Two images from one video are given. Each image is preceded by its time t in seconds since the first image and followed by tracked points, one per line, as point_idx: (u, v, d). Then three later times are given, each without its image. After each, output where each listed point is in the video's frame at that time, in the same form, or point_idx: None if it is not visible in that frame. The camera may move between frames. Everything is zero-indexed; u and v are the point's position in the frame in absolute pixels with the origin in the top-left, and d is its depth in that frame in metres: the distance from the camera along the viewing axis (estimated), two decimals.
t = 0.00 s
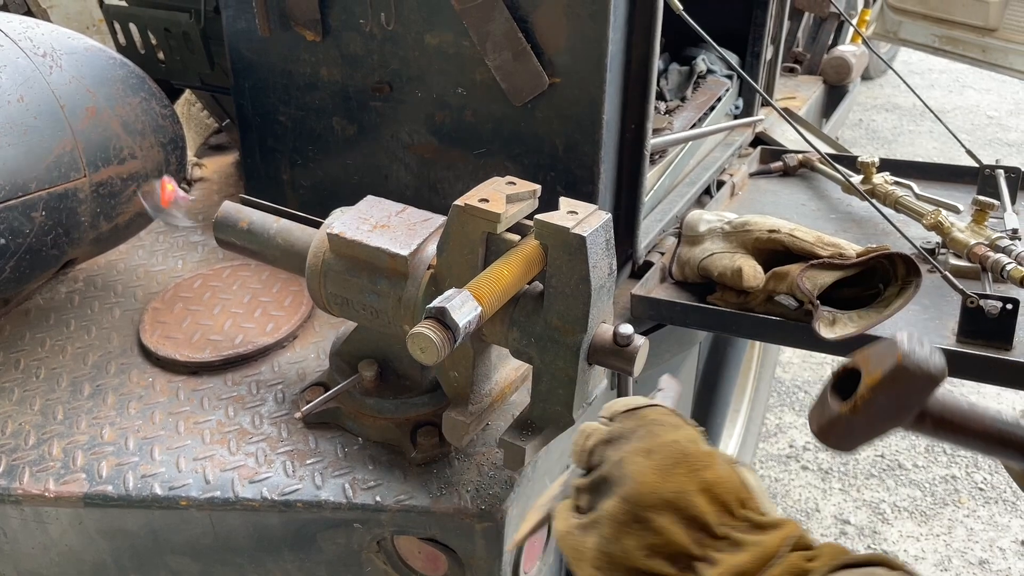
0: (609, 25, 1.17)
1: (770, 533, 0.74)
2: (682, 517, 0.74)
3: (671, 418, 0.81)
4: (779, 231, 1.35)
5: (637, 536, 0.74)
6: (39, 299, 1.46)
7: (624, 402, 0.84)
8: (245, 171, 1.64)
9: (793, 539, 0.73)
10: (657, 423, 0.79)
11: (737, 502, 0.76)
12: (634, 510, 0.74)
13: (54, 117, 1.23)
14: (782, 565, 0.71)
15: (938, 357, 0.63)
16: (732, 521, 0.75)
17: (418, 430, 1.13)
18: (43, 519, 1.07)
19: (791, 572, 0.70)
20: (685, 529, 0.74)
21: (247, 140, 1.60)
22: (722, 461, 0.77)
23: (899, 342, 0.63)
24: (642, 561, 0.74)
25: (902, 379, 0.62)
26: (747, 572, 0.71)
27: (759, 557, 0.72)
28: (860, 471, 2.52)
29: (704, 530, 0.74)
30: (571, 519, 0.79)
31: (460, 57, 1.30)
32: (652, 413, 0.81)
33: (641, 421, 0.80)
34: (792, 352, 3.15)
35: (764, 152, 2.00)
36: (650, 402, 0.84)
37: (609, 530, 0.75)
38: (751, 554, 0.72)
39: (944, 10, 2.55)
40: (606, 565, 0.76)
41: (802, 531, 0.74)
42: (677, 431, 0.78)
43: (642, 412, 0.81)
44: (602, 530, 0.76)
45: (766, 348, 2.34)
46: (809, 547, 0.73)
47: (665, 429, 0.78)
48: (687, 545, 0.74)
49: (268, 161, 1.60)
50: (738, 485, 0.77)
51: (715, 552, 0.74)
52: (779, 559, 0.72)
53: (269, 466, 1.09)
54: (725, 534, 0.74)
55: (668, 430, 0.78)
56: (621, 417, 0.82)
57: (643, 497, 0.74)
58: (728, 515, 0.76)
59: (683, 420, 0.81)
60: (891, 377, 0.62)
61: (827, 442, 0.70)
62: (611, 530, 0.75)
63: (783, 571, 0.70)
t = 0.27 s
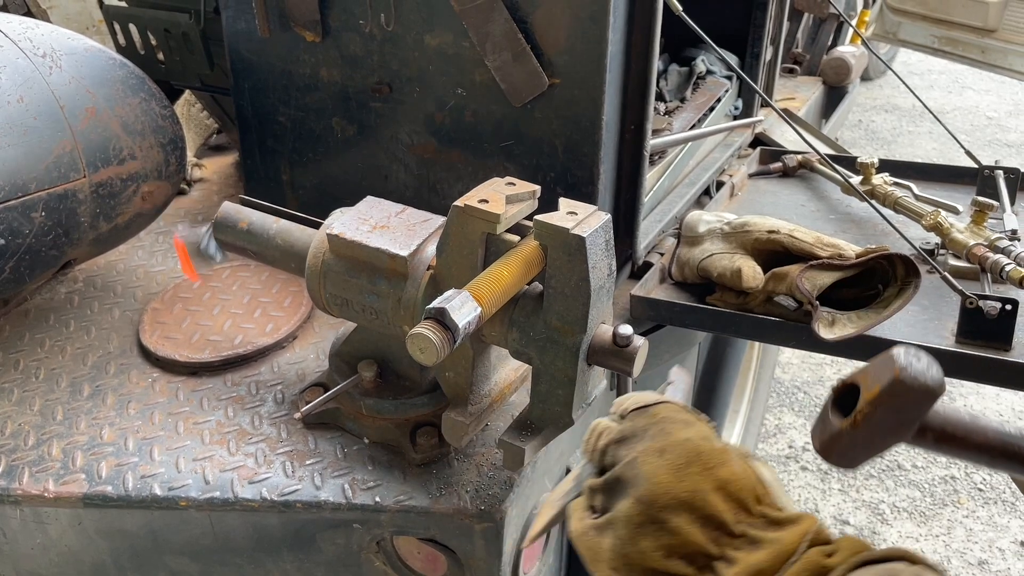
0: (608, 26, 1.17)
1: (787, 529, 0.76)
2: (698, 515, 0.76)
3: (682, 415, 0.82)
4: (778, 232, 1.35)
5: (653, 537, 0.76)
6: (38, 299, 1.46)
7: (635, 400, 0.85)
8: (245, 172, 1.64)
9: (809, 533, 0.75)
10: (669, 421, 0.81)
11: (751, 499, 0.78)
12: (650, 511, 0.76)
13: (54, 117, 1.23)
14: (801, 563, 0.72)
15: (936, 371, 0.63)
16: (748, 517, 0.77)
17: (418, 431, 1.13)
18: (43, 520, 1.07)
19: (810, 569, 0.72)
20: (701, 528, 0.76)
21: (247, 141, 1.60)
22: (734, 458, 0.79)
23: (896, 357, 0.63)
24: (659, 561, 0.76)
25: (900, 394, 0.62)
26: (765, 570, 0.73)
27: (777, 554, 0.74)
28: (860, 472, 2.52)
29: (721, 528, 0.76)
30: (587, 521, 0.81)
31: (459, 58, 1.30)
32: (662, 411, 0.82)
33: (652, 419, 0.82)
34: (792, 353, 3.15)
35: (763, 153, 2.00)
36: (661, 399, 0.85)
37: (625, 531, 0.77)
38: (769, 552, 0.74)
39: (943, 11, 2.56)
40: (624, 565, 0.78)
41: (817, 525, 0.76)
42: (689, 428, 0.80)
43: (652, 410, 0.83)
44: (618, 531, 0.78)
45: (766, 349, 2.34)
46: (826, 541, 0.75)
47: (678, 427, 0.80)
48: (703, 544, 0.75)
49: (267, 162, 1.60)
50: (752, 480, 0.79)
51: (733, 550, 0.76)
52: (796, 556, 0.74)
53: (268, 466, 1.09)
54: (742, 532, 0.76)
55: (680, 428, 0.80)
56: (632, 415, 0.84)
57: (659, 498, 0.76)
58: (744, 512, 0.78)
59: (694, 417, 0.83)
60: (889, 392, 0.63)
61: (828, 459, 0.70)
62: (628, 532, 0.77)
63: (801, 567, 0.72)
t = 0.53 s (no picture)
0: (608, 26, 1.17)
1: (800, 521, 0.78)
2: (709, 510, 0.77)
3: (692, 407, 0.82)
4: (778, 233, 1.36)
5: (665, 533, 0.78)
6: (37, 300, 1.46)
7: (644, 392, 0.85)
8: (245, 172, 1.64)
9: (824, 524, 0.76)
10: (678, 414, 0.81)
11: (764, 492, 0.79)
12: (661, 508, 0.78)
13: (53, 118, 1.23)
14: (817, 558, 0.72)
15: (931, 380, 0.65)
16: (760, 510, 0.79)
17: (418, 431, 1.13)
18: (42, 520, 1.07)
19: (826, 563, 0.72)
20: (713, 523, 0.77)
21: (246, 141, 1.60)
22: (745, 451, 0.80)
23: (892, 368, 0.65)
24: (672, 557, 0.78)
25: (898, 404, 0.64)
26: (778, 565, 0.75)
27: (789, 548, 0.75)
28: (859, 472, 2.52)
29: (733, 522, 0.78)
30: (597, 517, 0.83)
31: (459, 59, 1.30)
32: (672, 404, 0.82)
33: (660, 412, 0.82)
34: (792, 353, 3.15)
35: (762, 154, 2.00)
36: (670, 391, 0.85)
37: (636, 527, 0.79)
38: (781, 545, 0.75)
39: (942, 11, 2.56)
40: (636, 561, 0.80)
41: (831, 515, 0.77)
42: (699, 421, 0.80)
43: (661, 404, 0.83)
44: (629, 528, 0.79)
45: (765, 349, 2.34)
46: (841, 532, 0.76)
47: (688, 420, 0.80)
48: (715, 540, 0.77)
49: (267, 162, 1.60)
50: (764, 472, 0.80)
51: (745, 544, 0.77)
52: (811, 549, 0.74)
53: (268, 467, 1.09)
54: (754, 526, 0.77)
55: (689, 421, 0.80)
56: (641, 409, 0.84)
57: (669, 495, 0.77)
58: (756, 505, 0.79)
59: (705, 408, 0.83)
60: (886, 402, 0.65)
61: (831, 471, 0.72)
62: (639, 528, 0.79)
63: (818, 561, 0.72)
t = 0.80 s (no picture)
0: (607, 27, 1.17)
1: (809, 513, 0.79)
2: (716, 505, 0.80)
3: (694, 401, 0.85)
4: (777, 233, 1.36)
5: (673, 531, 0.80)
6: (37, 300, 1.46)
7: (647, 387, 0.88)
8: (244, 172, 1.64)
9: (834, 515, 0.77)
10: (681, 410, 0.83)
11: (769, 485, 0.82)
12: (668, 506, 0.80)
13: (53, 118, 1.23)
14: (829, 551, 0.73)
15: (928, 386, 0.69)
16: (768, 503, 0.81)
17: (417, 432, 1.13)
18: (41, 521, 1.07)
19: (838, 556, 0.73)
20: (721, 519, 0.80)
21: (246, 142, 1.60)
22: (749, 445, 0.82)
23: (889, 375, 0.70)
24: (682, 553, 0.81)
25: (895, 409, 0.68)
26: (789, 558, 0.76)
27: (799, 540, 0.77)
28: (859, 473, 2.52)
29: (741, 517, 0.80)
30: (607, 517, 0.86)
31: (458, 59, 1.30)
32: (673, 399, 0.85)
33: (662, 408, 0.84)
34: (791, 354, 3.15)
35: (762, 155, 2.01)
36: (673, 384, 0.87)
37: (645, 525, 0.81)
38: (791, 538, 0.77)
39: (942, 12, 2.56)
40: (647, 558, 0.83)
41: (840, 504, 0.79)
42: (702, 416, 0.83)
43: (662, 399, 0.85)
44: (638, 526, 0.82)
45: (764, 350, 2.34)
46: (851, 521, 0.77)
47: (690, 415, 0.83)
48: (723, 535, 0.79)
49: (267, 163, 1.60)
50: (769, 465, 0.83)
51: (754, 537, 0.79)
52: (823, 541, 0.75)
53: (267, 467, 1.09)
54: (762, 519, 0.80)
55: (692, 417, 0.83)
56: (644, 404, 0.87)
57: (675, 493, 0.80)
58: (763, 498, 0.81)
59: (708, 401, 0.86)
60: (884, 408, 0.69)
61: (833, 479, 0.76)
62: (646, 528, 0.81)
63: (830, 554, 0.73)
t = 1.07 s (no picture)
0: (606, 28, 1.17)
1: (815, 507, 0.76)
2: (721, 505, 0.77)
3: (693, 401, 0.84)
4: (776, 234, 1.36)
5: (680, 534, 0.79)
6: (36, 301, 1.46)
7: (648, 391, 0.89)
8: (244, 173, 1.64)
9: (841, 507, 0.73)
10: (680, 410, 0.83)
11: (776, 480, 0.78)
12: (672, 509, 0.79)
13: (52, 118, 1.23)
14: (836, 546, 0.70)
15: (923, 392, 0.90)
16: (774, 500, 0.77)
17: (417, 432, 1.13)
18: (41, 521, 1.07)
19: (846, 551, 0.70)
20: (727, 519, 0.77)
21: (245, 142, 1.60)
22: (751, 441, 0.79)
23: (884, 385, 0.91)
24: (691, 557, 0.79)
25: (893, 414, 0.90)
26: (798, 556, 0.72)
27: (808, 537, 0.72)
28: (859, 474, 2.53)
29: (747, 515, 0.76)
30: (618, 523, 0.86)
31: (458, 60, 1.30)
32: (670, 400, 0.85)
33: (660, 410, 0.85)
34: (791, 354, 3.16)
35: (762, 155, 2.01)
36: (671, 386, 0.87)
37: (653, 530, 0.81)
38: (799, 535, 0.73)
39: (941, 13, 2.57)
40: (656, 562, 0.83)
41: (846, 496, 0.75)
42: (700, 414, 0.81)
43: (660, 400, 0.86)
44: (645, 531, 0.82)
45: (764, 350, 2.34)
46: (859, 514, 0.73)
47: (690, 415, 0.82)
48: (729, 535, 0.76)
49: (266, 163, 1.60)
50: (773, 460, 0.79)
51: (762, 536, 0.75)
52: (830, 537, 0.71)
53: (267, 467, 1.09)
54: (769, 516, 0.76)
55: (692, 417, 0.81)
56: (644, 407, 0.87)
57: (678, 495, 0.78)
58: (770, 495, 0.77)
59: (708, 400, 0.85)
60: (884, 414, 0.90)
61: (836, 477, 0.98)
62: (653, 532, 0.81)
63: (837, 550, 0.70)
